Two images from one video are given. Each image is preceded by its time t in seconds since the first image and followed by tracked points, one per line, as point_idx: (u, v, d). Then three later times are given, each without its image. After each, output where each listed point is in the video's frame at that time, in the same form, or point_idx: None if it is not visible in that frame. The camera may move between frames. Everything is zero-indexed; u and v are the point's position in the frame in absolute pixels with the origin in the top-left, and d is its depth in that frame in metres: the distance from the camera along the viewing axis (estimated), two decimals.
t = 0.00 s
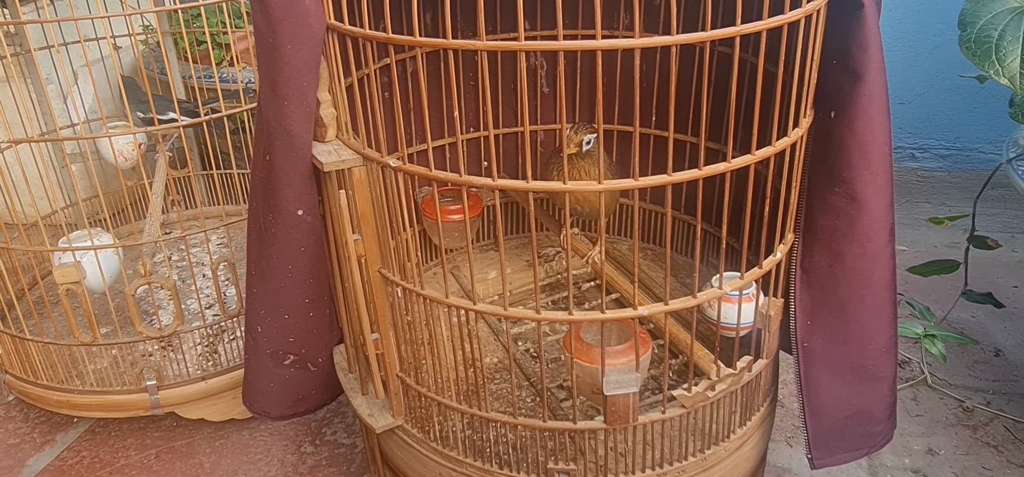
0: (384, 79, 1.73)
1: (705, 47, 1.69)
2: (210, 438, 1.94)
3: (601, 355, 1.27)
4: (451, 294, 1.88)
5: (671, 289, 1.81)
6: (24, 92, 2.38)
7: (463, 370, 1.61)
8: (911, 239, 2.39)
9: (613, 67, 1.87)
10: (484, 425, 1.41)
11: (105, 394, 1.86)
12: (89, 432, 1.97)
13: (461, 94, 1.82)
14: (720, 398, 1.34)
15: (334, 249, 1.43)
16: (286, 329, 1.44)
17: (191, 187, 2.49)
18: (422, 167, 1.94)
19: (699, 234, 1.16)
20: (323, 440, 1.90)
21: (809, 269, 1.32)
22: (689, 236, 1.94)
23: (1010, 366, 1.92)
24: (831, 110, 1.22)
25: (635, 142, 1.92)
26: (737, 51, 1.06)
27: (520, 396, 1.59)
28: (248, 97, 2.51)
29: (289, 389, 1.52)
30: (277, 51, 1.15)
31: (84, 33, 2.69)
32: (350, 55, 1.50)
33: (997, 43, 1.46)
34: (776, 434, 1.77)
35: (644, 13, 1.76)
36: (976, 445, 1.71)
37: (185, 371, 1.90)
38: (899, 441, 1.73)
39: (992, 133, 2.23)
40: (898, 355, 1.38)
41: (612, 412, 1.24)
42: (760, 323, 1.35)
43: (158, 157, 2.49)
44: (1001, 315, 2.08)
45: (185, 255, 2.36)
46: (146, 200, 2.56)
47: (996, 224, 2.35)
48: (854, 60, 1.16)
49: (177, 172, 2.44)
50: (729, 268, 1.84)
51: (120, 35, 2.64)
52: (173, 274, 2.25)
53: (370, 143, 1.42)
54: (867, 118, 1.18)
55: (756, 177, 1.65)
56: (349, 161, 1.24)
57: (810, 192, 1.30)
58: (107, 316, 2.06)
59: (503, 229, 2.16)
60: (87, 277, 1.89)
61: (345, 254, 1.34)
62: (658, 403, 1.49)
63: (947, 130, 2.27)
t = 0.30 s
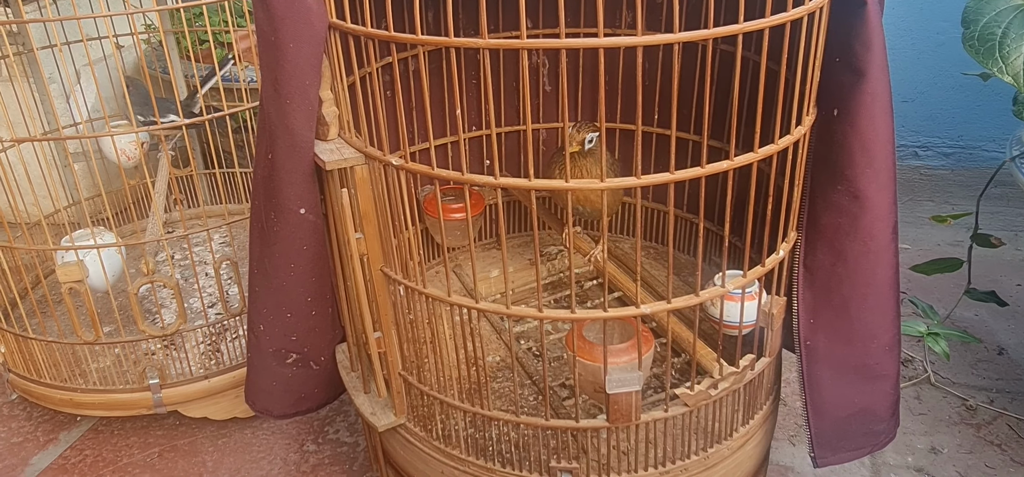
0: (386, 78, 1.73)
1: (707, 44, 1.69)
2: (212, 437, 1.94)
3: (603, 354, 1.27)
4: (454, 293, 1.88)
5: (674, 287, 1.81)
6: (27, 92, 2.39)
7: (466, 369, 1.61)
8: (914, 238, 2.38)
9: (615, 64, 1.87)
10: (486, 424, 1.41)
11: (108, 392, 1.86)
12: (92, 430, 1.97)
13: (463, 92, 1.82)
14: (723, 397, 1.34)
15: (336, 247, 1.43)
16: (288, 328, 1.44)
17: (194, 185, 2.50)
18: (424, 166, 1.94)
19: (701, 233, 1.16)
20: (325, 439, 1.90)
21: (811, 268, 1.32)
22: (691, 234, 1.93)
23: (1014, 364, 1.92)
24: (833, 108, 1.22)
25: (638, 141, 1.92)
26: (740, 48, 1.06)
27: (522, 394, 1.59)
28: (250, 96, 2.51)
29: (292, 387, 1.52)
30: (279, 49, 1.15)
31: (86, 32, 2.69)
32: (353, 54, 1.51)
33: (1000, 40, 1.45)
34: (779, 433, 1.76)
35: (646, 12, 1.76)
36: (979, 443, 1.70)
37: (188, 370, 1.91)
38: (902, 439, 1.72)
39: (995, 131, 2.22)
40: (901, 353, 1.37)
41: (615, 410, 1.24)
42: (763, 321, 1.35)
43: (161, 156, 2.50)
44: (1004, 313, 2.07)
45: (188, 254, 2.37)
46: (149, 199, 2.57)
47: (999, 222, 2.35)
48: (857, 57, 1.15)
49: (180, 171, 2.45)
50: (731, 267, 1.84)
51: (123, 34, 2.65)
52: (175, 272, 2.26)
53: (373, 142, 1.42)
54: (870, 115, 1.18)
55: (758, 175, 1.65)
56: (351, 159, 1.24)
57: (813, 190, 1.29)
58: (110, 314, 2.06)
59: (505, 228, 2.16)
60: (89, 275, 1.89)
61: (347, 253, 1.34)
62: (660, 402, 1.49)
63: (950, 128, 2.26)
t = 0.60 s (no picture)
0: (388, 76, 1.73)
1: (709, 43, 1.69)
2: (215, 436, 1.94)
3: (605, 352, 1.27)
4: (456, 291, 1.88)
5: (676, 286, 1.81)
6: (30, 91, 2.40)
7: (468, 368, 1.61)
8: (917, 236, 2.38)
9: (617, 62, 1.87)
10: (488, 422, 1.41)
11: (111, 391, 1.87)
12: (95, 429, 1.98)
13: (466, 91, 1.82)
14: (725, 396, 1.34)
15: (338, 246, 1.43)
16: (290, 326, 1.44)
17: (196, 184, 2.50)
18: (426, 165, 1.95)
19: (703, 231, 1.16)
20: (327, 437, 1.90)
21: (813, 266, 1.31)
22: (693, 233, 1.93)
23: (1017, 363, 1.91)
24: (835, 106, 1.22)
25: (639, 140, 1.92)
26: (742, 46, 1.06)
27: (524, 393, 1.59)
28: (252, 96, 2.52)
29: (294, 386, 1.53)
30: (281, 48, 1.15)
31: (89, 31, 2.70)
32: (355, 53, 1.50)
33: (1003, 38, 1.45)
34: (781, 432, 1.77)
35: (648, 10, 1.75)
36: (982, 442, 1.70)
37: (190, 368, 1.91)
38: (904, 438, 1.72)
39: (999, 129, 2.21)
40: (903, 352, 1.37)
41: (617, 409, 1.24)
42: (765, 320, 1.35)
43: (163, 155, 2.50)
44: (1007, 312, 2.07)
45: (190, 253, 2.37)
46: (151, 198, 2.57)
47: (1002, 221, 2.34)
48: (859, 55, 1.15)
49: (182, 170, 2.45)
50: (733, 265, 1.84)
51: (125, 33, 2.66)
52: (178, 271, 2.26)
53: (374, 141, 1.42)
54: (872, 113, 1.18)
55: (761, 173, 1.65)
56: (353, 157, 1.24)
57: (815, 189, 1.29)
58: (113, 313, 2.07)
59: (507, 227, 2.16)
60: (92, 274, 1.89)
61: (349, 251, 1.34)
62: (662, 400, 1.49)
63: (952, 127, 2.26)
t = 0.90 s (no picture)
0: (389, 75, 1.73)
1: (711, 42, 1.69)
2: (217, 435, 1.94)
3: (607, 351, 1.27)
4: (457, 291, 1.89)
5: (677, 285, 1.81)
6: (32, 91, 2.41)
7: (469, 367, 1.61)
8: (919, 235, 2.38)
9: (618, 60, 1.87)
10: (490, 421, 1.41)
11: (114, 390, 1.87)
12: (97, 428, 1.98)
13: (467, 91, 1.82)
14: (726, 395, 1.34)
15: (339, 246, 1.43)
16: (292, 326, 1.44)
17: (197, 184, 2.50)
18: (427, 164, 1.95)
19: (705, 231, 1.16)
20: (329, 437, 1.91)
21: (815, 265, 1.31)
22: (695, 232, 1.93)
23: (1019, 361, 1.91)
24: (837, 105, 1.22)
25: (640, 139, 1.92)
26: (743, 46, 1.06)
27: (526, 392, 1.59)
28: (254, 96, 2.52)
29: (295, 385, 1.53)
30: (282, 47, 1.15)
31: (90, 31, 2.71)
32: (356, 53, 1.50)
33: (1005, 37, 1.45)
34: (783, 431, 1.77)
35: (649, 9, 1.75)
36: (984, 441, 1.70)
37: (192, 368, 1.92)
38: (906, 437, 1.72)
39: (1001, 128, 2.21)
40: (905, 351, 1.37)
41: (619, 407, 1.24)
42: (766, 319, 1.35)
43: (164, 155, 2.51)
44: (1009, 311, 2.07)
45: (192, 252, 2.38)
46: (153, 198, 2.58)
47: (1004, 220, 2.33)
48: (861, 54, 1.15)
49: (184, 170, 2.46)
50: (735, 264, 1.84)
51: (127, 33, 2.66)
52: (180, 271, 2.27)
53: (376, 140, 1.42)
54: (874, 112, 1.18)
55: (762, 172, 1.65)
56: (354, 157, 1.23)
57: (816, 188, 1.29)
58: (115, 312, 2.07)
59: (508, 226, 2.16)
60: (94, 273, 1.89)
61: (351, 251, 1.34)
62: (664, 399, 1.50)
63: (955, 126, 2.26)
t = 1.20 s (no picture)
0: (389, 74, 1.72)
1: (712, 40, 1.68)
2: (219, 434, 1.94)
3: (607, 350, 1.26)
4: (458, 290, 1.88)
5: (678, 284, 1.81)
6: (33, 91, 2.41)
7: (469, 366, 1.61)
8: (921, 234, 2.37)
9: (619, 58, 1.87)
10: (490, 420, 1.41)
11: (115, 390, 1.87)
12: (99, 427, 1.98)
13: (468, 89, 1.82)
14: (728, 394, 1.33)
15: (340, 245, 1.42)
16: (293, 325, 1.44)
17: (199, 183, 2.50)
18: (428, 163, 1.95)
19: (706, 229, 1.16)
20: (331, 436, 1.91)
21: (816, 263, 1.31)
22: (696, 230, 1.93)
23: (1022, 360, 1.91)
24: (839, 103, 1.22)
25: (642, 138, 1.91)
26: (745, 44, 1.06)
27: (527, 391, 1.58)
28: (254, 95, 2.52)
29: (297, 385, 1.53)
30: (283, 46, 1.15)
31: (91, 31, 2.71)
32: (357, 51, 1.50)
33: (1008, 35, 1.47)
34: (784, 430, 1.76)
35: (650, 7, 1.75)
36: (986, 440, 1.70)
37: (194, 367, 1.92)
38: (909, 436, 1.72)
39: (1004, 126, 2.20)
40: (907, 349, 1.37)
41: (620, 407, 1.24)
42: (768, 318, 1.35)
43: (165, 154, 2.51)
44: (1011, 309, 2.06)
45: (193, 251, 2.38)
46: (154, 197, 2.58)
47: (1007, 218, 2.32)
48: (863, 52, 1.15)
49: (186, 169, 2.46)
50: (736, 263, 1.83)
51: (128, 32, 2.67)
52: (181, 270, 2.27)
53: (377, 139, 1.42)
54: (876, 110, 1.18)
55: (764, 170, 1.65)
56: (354, 155, 1.23)
57: (818, 186, 1.29)
58: (116, 311, 2.07)
59: (509, 225, 2.15)
60: (95, 272, 1.89)
61: (352, 250, 1.34)
62: (665, 398, 1.49)
63: (956, 125, 2.25)
